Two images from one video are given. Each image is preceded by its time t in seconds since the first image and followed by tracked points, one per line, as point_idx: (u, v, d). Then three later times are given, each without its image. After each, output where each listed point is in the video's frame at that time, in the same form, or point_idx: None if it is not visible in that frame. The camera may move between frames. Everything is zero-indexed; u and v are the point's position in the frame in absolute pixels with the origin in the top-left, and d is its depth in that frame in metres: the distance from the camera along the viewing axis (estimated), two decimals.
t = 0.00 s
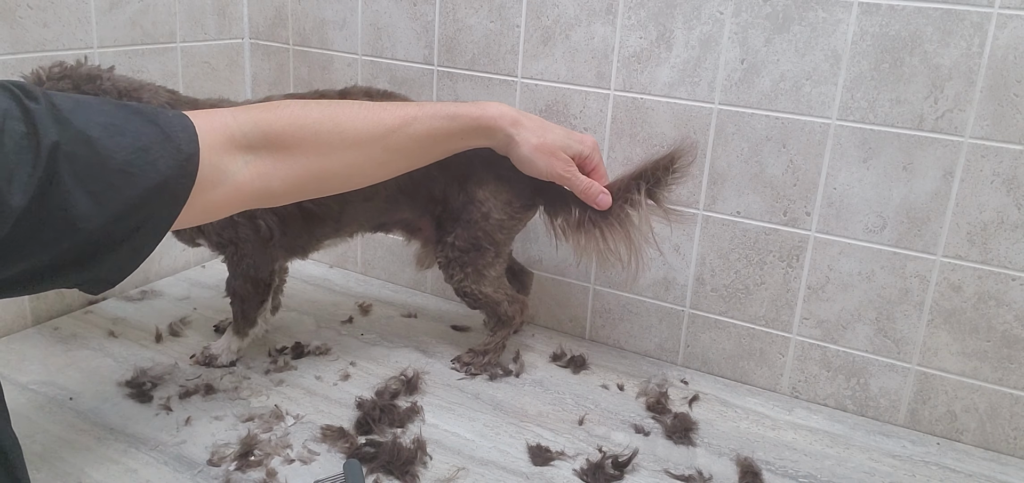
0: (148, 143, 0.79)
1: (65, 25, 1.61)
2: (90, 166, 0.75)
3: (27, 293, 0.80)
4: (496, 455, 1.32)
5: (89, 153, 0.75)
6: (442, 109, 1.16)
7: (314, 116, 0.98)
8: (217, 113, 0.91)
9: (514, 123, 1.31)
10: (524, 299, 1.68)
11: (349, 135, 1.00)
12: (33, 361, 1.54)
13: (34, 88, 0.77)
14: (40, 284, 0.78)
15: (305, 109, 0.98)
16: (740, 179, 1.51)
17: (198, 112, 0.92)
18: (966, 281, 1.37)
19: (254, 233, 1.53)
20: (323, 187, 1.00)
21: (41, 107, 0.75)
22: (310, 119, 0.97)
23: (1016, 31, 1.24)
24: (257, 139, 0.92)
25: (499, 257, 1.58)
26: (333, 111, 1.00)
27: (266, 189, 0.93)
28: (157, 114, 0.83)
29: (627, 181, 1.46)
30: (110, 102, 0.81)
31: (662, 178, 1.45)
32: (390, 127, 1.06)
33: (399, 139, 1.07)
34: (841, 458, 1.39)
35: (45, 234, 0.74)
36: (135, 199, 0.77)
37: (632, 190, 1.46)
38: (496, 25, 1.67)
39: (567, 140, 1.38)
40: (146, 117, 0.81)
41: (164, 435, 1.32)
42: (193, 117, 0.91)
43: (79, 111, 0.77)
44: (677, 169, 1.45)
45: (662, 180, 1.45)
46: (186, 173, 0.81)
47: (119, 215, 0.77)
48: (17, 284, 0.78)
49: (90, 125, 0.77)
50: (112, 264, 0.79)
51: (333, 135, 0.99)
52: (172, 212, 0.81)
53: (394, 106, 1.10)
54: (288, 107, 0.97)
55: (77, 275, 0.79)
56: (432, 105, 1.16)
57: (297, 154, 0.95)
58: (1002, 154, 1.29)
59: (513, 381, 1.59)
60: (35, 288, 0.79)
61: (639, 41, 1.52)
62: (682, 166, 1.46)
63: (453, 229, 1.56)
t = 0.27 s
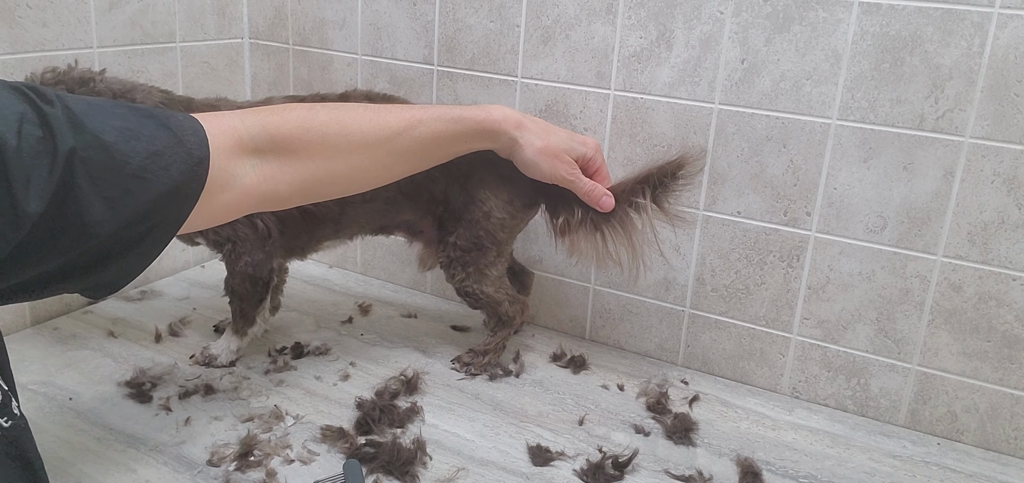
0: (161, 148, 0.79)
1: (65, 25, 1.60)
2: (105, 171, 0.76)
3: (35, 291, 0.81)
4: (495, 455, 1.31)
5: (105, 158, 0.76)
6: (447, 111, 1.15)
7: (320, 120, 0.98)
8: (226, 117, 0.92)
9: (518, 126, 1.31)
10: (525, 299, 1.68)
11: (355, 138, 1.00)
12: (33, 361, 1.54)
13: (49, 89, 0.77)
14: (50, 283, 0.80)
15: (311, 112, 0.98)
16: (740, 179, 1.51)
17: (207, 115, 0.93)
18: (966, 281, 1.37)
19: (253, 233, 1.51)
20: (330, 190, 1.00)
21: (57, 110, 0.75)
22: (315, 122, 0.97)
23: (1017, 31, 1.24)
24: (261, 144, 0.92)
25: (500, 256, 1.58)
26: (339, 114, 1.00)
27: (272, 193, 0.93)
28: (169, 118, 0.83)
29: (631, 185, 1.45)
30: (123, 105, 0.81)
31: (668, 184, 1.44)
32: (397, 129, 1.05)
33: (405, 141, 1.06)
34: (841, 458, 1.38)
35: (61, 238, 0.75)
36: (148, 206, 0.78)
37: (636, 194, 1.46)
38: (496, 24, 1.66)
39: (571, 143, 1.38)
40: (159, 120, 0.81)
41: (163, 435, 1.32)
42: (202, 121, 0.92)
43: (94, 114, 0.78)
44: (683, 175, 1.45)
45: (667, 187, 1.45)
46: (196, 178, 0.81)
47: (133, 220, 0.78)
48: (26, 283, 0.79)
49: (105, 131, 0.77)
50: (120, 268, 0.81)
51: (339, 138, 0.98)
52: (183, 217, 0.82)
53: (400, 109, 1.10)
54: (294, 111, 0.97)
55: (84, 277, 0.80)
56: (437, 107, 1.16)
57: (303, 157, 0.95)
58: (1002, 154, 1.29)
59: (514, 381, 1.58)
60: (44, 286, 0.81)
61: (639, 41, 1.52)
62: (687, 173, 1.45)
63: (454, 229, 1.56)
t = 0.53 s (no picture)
0: (169, 152, 0.80)
1: (65, 25, 1.60)
2: (115, 174, 0.77)
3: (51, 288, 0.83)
4: (495, 455, 1.31)
5: (115, 162, 0.77)
6: (447, 113, 1.15)
7: (320, 122, 0.97)
8: (228, 119, 0.92)
9: (519, 127, 1.31)
10: (524, 299, 1.68)
11: (356, 140, 1.00)
12: (33, 360, 1.54)
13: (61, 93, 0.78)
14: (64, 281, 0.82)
15: (312, 114, 0.98)
16: (740, 179, 1.51)
17: (210, 117, 0.93)
18: (966, 281, 1.37)
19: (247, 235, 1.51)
20: (332, 192, 1.00)
21: (68, 113, 0.76)
22: (316, 125, 0.97)
23: (1017, 31, 1.24)
24: (261, 147, 0.92)
25: (500, 255, 1.58)
26: (340, 116, 1.00)
27: (272, 195, 0.93)
28: (175, 121, 0.83)
29: (631, 187, 1.45)
30: (132, 108, 0.82)
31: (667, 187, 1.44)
32: (397, 131, 1.05)
33: (406, 143, 1.06)
34: (841, 458, 1.38)
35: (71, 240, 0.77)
36: (156, 210, 0.79)
37: (636, 196, 1.45)
38: (496, 24, 1.66)
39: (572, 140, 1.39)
40: (168, 124, 0.82)
41: (164, 435, 1.32)
42: (205, 124, 0.92)
43: (103, 118, 0.79)
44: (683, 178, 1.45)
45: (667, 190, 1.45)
46: (202, 181, 0.82)
47: (141, 224, 0.79)
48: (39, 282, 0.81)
49: (116, 134, 0.78)
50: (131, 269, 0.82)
51: (339, 140, 0.98)
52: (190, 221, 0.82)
53: (401, 110, 1.10)
54: (295, 113, 0.97)
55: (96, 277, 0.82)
56: (437, 109, 1.15)
57: (304, 159, 0.95)
58: (1002, 154, 1.29)
59: (514, 381, 1.58)
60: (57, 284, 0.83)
61: (639, 41, 1.52)
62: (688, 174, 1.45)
63: (453, 229, 1.56)
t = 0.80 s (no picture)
0: (165, 154, 0.80)
1: (65, 25, 1.60)
2: (113, 176, 0.76)
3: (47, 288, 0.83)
4: (495, 455, 1.31)
5: (112, 164, 0.76)
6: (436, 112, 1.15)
7: (308, 124, 0.97)
8: (216, 123, 0.92)
9: (508, 125, 1.31)
10: (524, 299, 1.68)
11: (344, 142, 1.00)
12: (33, 360, 1.54)
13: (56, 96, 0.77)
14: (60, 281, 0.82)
15: (301, 116, 0.98)
16: (740, 179, 1.51)
17: (199, 121, 0.93)
18: (966, 281, 1.37)
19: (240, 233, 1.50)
20: (321, 193, 1.00)
21: (63, 117, 0.75)
22: (304, 127, 0.97)
23: (1017, 31, 1.24)
24: (250, 150, 0.92)
25: (499, 254, 1.58)
26: (329, 117, 1.00)
27: (261, 198, 0.93)
28: (169, 124, 0.83)
29: (624, 178, 1.45)
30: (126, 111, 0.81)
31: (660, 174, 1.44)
32: (387, 131, 1.05)
33: (395, 143, 1.06)
34: (841, 458, 1.38)
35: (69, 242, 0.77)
36: (152, 212, 0.79)
37: (630, 187, 1.45)
38: (496, 24, 1.66)
39: (561, 137, 1.40)
40: (164, 126, 0.82)
41: (164, 435, 1.32)
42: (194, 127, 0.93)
43: (99, 120, 0.78)
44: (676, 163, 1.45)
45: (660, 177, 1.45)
46: (195, 184, 0.82)
47: (138, 226, 0.79)
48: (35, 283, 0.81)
49: (112, 137, 0.77)
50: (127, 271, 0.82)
51: (327, 142, 0.98)
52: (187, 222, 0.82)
53: (391, 110, 1.10)
54: (284, 115, 0.97)
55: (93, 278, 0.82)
56: (427, 107, 1.15)
57: (293, 162, 0.96)
58: (1002, 154, 1.29)
59: (513, 381, 1.58)
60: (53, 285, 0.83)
61: (639, 41, 1.52)
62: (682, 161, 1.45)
63: (451, 229, 1.56)
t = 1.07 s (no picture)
0: (161, 156, 0.79)
1: (64, 25, 1.60)
2: (108, 179, 0.75)
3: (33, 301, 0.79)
4: (496, 455, 1.31)
5: (108, 167, 0.75)
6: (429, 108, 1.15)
7: (300, 124, 0.98)
8: (208, 126, 0.92)
9: (505, 121, 1.31)
10: (524, 299, 1.68)
11: (337, 141, 1.00)
12: (33, 361, 1.54)
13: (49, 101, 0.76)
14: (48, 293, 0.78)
15: (293, 117, 0.98)
16: (739, 179, 1.51)
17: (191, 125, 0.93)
18: (966, 281, 1.37)
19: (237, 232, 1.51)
20: (316, 194, 1.00)
21: (57, 119, 0.74)
22: (295, 127, 0.97)
23: (1017, 31, 1.23)
24: (243, 150, 0.92)
25: (497, 255, 1.58)
26: (321, 118, 1.00)
27: (257, 199, 0.93)
28: (165, 128, 0.82)
29: (624, 168, 1.44)
30: (119, 115, 0.80)
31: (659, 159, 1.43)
32: (379, 130, 1.05)
33: (388, 141, 1.06)
34: (841, 458, 1.38)
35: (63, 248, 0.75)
36: (148, 214, 0.77)
37: (630, 176, 1.45)
38: (496, 24, 1.66)
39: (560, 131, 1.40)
40: (158, 130, 0.81)
41: (164, 435, 1.32)
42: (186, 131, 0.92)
43: (93, 123, 0.77)
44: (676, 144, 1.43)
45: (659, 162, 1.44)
46: (192, 186, 0.81)
47: (134, 229, 0.77)
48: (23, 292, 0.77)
49: (108, 139, 0.76)
50: (121, 277, 0.80)
51: (320, 141, 0.98)
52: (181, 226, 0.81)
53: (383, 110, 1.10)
54: (275, 117, 0.97)
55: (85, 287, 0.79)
56: (420, 105, 1.16)
57: (286, 162, 0.96)
58: (1002, 154, 1.29)
59: (513, 381, 1.58)
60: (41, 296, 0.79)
61: (639, 41, 1.52)
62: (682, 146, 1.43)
63: (449, 230, 1.56)
